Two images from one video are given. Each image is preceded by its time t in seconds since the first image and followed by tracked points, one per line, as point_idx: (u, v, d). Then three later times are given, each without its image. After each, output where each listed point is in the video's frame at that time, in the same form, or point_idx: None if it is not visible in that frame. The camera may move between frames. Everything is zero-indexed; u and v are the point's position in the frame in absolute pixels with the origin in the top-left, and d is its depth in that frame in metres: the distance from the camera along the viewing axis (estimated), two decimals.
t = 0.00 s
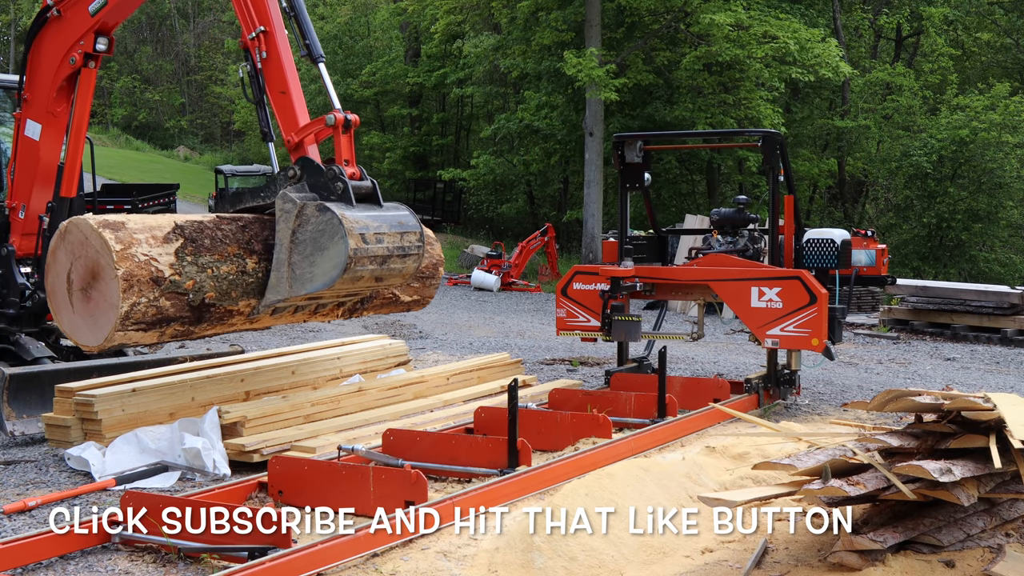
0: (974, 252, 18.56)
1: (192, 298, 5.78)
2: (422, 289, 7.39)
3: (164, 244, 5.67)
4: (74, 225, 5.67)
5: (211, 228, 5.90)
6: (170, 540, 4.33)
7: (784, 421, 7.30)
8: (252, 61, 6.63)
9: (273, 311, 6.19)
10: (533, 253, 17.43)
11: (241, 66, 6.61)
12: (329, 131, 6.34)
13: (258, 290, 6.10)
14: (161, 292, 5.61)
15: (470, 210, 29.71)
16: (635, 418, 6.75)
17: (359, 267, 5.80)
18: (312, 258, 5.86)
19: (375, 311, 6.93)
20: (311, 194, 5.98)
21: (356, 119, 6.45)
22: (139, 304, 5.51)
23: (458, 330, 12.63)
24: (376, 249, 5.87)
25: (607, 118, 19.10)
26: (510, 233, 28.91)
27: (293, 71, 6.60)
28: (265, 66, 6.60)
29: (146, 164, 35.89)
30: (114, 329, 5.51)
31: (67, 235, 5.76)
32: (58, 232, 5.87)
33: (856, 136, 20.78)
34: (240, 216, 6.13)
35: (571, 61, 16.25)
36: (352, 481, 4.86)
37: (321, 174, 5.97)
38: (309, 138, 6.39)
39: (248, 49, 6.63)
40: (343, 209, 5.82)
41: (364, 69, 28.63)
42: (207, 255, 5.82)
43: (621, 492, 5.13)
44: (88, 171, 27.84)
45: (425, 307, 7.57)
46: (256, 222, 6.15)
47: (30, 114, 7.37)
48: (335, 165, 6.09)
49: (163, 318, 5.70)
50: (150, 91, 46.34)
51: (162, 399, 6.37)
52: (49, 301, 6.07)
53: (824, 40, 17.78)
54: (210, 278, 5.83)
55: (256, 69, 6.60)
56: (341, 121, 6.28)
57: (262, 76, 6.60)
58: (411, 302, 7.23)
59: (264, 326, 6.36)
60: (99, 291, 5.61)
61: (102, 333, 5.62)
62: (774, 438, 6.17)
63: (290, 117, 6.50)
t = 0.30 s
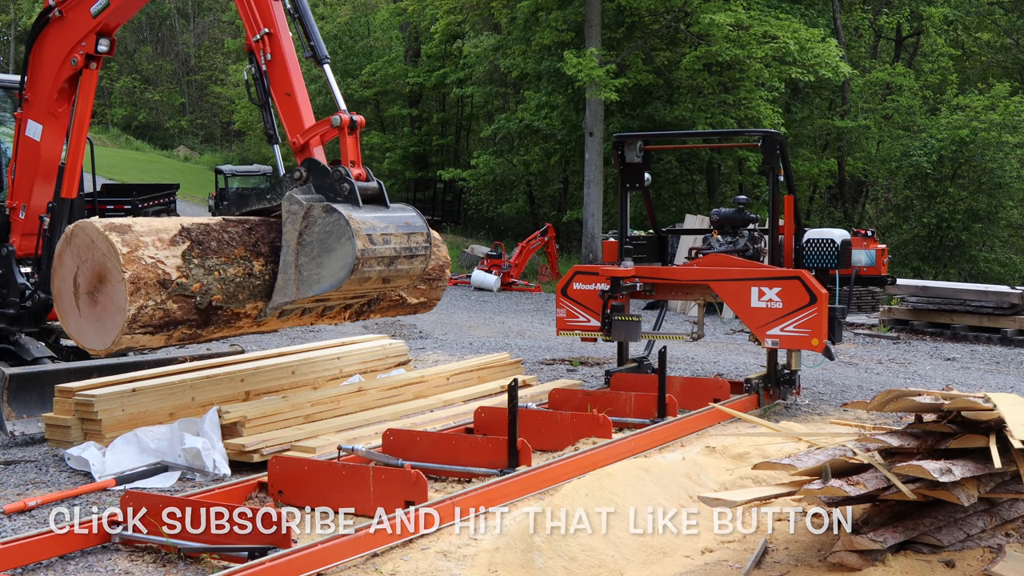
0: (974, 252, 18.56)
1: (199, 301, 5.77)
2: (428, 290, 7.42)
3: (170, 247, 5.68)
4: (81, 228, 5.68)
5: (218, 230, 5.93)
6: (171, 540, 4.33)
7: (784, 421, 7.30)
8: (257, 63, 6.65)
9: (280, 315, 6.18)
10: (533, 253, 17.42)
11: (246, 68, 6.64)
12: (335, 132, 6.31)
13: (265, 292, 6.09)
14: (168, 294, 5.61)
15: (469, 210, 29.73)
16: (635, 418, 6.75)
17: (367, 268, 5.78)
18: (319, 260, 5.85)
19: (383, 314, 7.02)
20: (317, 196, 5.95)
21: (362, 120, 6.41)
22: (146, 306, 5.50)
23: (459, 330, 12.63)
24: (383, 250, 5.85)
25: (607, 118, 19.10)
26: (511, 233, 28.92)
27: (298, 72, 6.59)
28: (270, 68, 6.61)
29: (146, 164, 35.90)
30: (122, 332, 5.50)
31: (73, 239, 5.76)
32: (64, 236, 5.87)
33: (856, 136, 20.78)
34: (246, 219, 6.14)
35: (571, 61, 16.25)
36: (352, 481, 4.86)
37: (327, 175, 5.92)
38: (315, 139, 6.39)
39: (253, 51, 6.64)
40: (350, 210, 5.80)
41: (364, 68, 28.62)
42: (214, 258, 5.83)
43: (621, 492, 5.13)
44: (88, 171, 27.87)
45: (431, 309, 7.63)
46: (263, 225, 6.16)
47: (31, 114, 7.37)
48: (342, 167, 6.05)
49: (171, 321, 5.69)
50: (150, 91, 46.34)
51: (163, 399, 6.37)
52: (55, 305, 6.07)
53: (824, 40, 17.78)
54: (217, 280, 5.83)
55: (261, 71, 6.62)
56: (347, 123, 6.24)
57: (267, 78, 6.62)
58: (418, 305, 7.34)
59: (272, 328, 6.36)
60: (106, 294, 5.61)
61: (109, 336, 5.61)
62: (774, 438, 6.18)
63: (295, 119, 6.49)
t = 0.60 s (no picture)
0: (974, 252, 18.56)
1: (205, 302, 5.77)
2: (433, 292, 7.42)
3: (176, 248, 5.66)
4: (86, 230, 5.67)
5: (224, 232, 5.91)
6: (170, 540, 4.33)
7: (784, 421, 7.30)
8: (261, 64, 6.64)
9: (287, 316, 6.17)
10: (533, 253, 17.41)
11: (249, 70, 6.63)
12: (340, 133, 6.32)
13: (271, 293, 6.09)
14: (175, 296, 5.60)
15: (469, 210, 29.73)
16: (635, 418, 6.75)
17: (373, 267, 5.78)
18: (326, 260, 5.84)
19: (388, 315, 7.04)
20: (323, 197, 5.98)
21: (367, 120, 6.42)
22: (153, 308, 5.49)
23: (459, 330, 12.63)
24: (390, 249, 5.84)
25: (607, 118, 19.11)
26: (510, 233, 28.93)
27: (302, 73, 6.58)
28: (273, 69, 6.60)
29: (146, 164, 35.90)
30: (128, 334, 5.49)
31: (78, 241, 5.75)
32: (69, 238, 5.85)
33: (856, 136, 20.78)
34: (251, 220, 6.13)
35: (571, 61, 16.25)
36: (353, 481, 4.86)
37: (332, 175, 5.97)
38: (319, 140, 6.36)
39: (257, 52, 6.65)
40: (356, 210, 5.81)
41: (364, 69, 28.63)
42: (220, 259, 5.82)
43: (621, 491, 5.12)
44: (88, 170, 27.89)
45: (437, 310, 7.63)
46: (268, 226, 6.16)
47: (32, 115, 7.36)
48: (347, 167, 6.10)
49: (177, 322, 5.67)
50: (150, 91, 46.38)
51: (163, 399, 6.37)
52: (62, 308, 6.06)
53: (824, 40, 17.78)
54: (223, 282, 5.82)
55: (265, 72, 6.61)
56: (352, 122, 6.26)
57: (271, 79, 6.59)
58: (424, 306, 7.35)
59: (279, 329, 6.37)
60: (112, 296, 5.59)
61: (116, 338, 5.60)
62: (774, 438, 6.18)
63: (300, 120, 6.49)
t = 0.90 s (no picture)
0: (974, 252, 18.56)
1: (211, 305, 5.77)
2: (438, 295, 7.43)
3: (181, 251, 5.68)
4: (91, 233, 5.68)
5: (228, 234, 5.92)
6: (170, 539, 4.34)
7: (784, 421, 7.30)
8: (264, 67, 6.63)
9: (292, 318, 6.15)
10: (533, 253, 17.41)
11: (253, 72, 6.62)
12: (344, 134, 6.31)
13: (277, 296, 6.08)
14: (180, 299, 5.61)
15: (469, 210, 29.74)
16: (635, 418, 6.75)
17: (379, 269, 5.77)
18: (331, 262, 5.83)
19: (393, 318, 7.05)
20: (327, 198, 5.96)
21: (371, 122, 6.41)
22: (158, 311, 5.50)
23: (459, 330, 12.63)
24: (395, 251, 5.84)
25: (607, 118, 19.11)
26: (510, 233, 28.93)
27: (306, 75, 6.58)
28: (277, 72, 6.59)
29: (146, 164, 35.90)
30: (134, 337, 5.50)
31: (82, 245, 5.76)
32: (73, 242, 5.87)
33: (856, 136, 20.77)
34: (256, 223, 6.14)
35: (571, 61, 16.25)
36: (353, 481, 4.86)
37: (337, 177, 5.92)
38: (323, 142, 6.36)
39: (261, 55, 6.64)
40: (361, 211, 5.80)
41: (364, 68, 28.63)
42: (225, 261, 5.82)
43: (621, 491, 5.12)
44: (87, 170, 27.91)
45: (441, 313, 7.64)
46: (273, 228, 6.16)
47: (33, 115, 7.37)
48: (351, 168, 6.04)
49: (183, 325, 5.68)
50: (150, 91, 46.42)
51: (163, 399, 6.37)
52: (66, 312, 6.06)
53: (824, 40, 17.78)
54: (228, 284, 5.82)
55: (268, 75, 6.60)
56: (356, 124, 6.26)
57: (275, 82, 6.59)
58: (429, 308, 7.36)
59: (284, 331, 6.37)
60: (116, 299, 5.60)
61: (121, 341, 5.61)
62: (774, 438, 6.18)
63: (304, 122, 6.48)
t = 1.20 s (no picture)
0: (974, 252, 18.56)
1: (214, 308, 5.77)
2: (441, 297, 7.42)
3: (184, 253, 5.68)
4: (93, 237, 5.67)
5: (231, 237, 5.92)
6: (171, 540, 4.34)
7: (784, 421, 7.30)
8: (267, 69, 6.63)
9: (295, 321, 6.17)
10: (533, 253, 17.40)
11: (256, 75, 6.62)
12: (347, 136, 6.31)
13: (280, 298, 6.08)
14: (183, 301, 5.60)
15: (469, 210, 29.73)
16: (635, 418, 6.75)
17: (383, 271, 5.77)
18: (335, 265, 5.83)
19: (397, 320, 7.06)
20: (331, 201, 5.97)
21: (375, 124, 6.37)
22: (161, 314, 5.50)
23: (459, 330, 12.63)
24: (399, 253, 5.84)
25: (607, 118, 19.11)
26: (510, 233, 28.92)
27: (309, 77, 6.57)
28: (279, 74, 6.59)
29: (146, 164, 35.89)
30: (137, 340, 5.50)
31: (85, 248, 5.75)
32: (76, 246, 5.85)
33: (856, 136, 20.77)
34: (259, 226, 6.14)
35: (571, 61, 16.25)
36: (353, 481, 4.86)
37: (341, 179, 5.95)
38: (326, 144, 6.38)
39: (263, 57, 6.64)
40: (364, 214, 5.80)
41: (363, 68, 28.63)
42: (228, 264, 5.82)
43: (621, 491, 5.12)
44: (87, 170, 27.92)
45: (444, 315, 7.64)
46: (276, 231, 6.16)
47: (33, 116, 7.36)
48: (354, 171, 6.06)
49: (186, 328, 5.67)
50: (150, 91, 46.43)
51: (163, 399, 6.37)
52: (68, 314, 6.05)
53: (824, 40, 17.79)
54: (232, 287, 5.82)
55: (271, 77, 6.60)
56: (359, 127, 6.24)
57: (278, 84, 6.60)
58: (433, 311, 7.36)
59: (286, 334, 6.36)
60: (120, 303, 5.61)
61: (125, 344, 5.60)
62: (774, 438, 6.18)
63: (307, 124, 6.49)
